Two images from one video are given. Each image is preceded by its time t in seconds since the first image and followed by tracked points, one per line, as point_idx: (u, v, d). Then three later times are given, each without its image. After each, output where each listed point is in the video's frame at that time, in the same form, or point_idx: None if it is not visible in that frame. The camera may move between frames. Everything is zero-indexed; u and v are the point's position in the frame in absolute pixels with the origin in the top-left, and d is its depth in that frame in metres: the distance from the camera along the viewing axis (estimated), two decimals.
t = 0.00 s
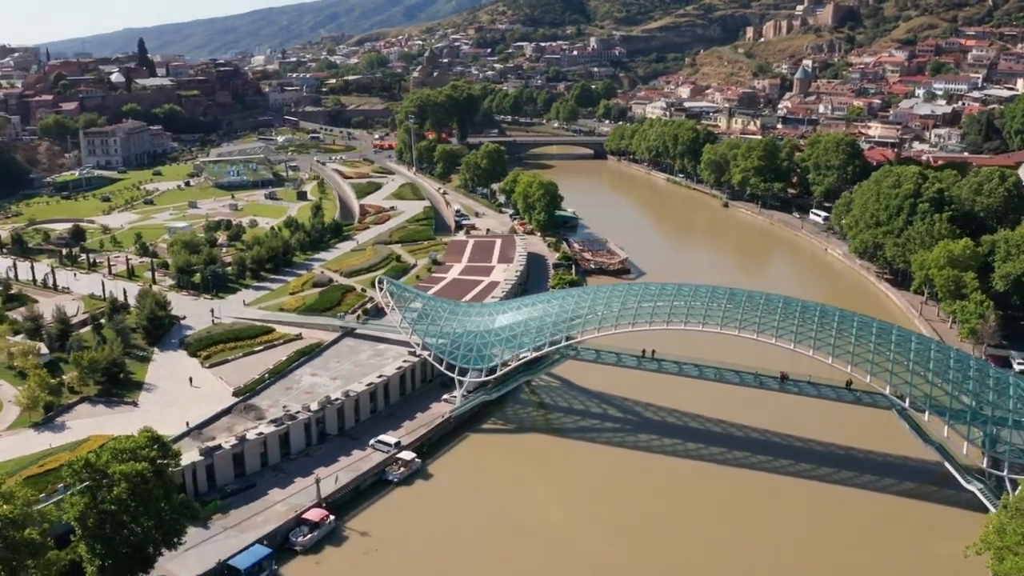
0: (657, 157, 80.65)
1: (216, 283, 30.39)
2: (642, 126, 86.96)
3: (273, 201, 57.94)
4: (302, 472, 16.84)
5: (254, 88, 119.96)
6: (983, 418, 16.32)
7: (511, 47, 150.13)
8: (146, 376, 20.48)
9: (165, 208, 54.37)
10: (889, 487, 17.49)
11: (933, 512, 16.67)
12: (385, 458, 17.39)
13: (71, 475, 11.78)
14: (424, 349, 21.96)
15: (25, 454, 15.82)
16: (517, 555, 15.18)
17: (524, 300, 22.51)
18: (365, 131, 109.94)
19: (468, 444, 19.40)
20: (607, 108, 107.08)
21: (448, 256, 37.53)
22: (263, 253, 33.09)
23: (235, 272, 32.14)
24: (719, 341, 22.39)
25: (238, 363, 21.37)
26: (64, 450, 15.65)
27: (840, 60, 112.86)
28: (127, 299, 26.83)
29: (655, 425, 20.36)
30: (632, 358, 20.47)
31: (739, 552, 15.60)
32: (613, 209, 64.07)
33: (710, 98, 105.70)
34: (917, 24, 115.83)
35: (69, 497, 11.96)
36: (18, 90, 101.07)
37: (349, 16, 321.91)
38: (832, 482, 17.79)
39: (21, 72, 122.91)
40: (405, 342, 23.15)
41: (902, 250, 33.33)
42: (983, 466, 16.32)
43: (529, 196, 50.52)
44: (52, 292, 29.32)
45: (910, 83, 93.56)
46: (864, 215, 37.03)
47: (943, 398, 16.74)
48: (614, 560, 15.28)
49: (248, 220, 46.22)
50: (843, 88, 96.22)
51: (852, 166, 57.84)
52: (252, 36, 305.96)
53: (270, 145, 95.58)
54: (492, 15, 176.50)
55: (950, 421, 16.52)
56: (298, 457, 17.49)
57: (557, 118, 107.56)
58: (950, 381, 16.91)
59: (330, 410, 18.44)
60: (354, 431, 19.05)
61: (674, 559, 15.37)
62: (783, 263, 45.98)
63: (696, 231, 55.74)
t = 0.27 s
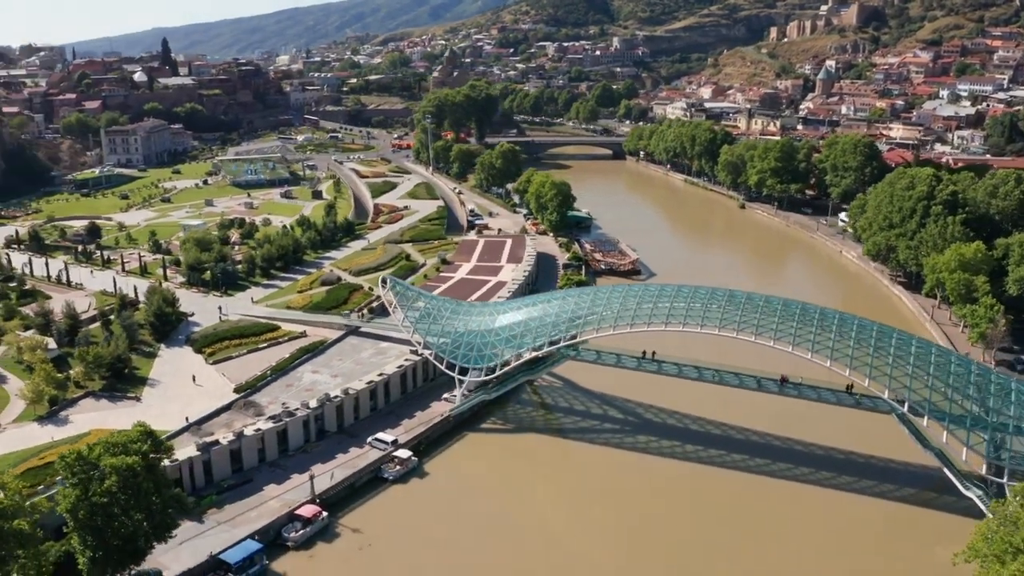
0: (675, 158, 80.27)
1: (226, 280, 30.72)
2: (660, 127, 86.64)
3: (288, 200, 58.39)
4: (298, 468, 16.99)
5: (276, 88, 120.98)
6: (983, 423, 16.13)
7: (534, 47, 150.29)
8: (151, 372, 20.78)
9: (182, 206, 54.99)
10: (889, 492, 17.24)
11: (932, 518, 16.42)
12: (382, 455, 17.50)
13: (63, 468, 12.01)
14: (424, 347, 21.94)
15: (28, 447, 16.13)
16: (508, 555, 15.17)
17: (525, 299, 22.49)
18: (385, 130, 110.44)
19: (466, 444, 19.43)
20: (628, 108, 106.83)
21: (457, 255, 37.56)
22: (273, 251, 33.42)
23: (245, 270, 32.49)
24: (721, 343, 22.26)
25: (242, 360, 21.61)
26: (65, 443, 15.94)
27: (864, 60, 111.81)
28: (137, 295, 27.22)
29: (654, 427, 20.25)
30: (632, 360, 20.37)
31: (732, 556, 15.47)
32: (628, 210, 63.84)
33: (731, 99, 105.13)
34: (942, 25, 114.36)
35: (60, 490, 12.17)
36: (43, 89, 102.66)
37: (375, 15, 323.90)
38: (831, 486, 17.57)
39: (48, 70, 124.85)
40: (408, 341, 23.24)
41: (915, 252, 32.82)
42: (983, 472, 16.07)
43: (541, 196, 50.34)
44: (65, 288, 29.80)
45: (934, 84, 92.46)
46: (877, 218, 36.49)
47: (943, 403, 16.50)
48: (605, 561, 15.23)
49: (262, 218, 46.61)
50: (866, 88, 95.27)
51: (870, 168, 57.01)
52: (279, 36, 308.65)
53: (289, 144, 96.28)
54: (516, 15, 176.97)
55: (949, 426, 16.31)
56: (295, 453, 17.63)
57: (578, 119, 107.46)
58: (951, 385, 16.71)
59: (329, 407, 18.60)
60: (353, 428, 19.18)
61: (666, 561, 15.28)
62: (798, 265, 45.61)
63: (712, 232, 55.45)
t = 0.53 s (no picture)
0: (693, 159, 79.88)
1: (236, 278, 31.07)
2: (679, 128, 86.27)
3: (304, 199, 58.87)
4: (296, 465, 17.15)
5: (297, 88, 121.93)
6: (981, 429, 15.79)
7: (556, 48, 150.33)
8: (156, 368, 21.09)
9: (199, 205, 55.63)
10: (887, 499, 17.05)
11: (930, 526, 16.18)
12: (378, 454, 17.60)
13: (56, 462, 12.26)
14: (425, 347, 21.98)
15: (32, 441, 16.45)
16: (496, 556, 15.13)
17: (526, 300, 22.47)
18: (404, 130, 110.95)
19: (463, 445, 19.46)
20: (649, 109, 106.50)
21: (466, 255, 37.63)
22: (283, 250, 33.76)
23: (255, 268, 32.82)
24: (724, 347, 22.12)
25: (246, 357, 21.87)
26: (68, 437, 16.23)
27: (888, 61, 110.60)
28: (147, 292, 27.62)
29: (653, 429, 20.17)
30: (632, 362, 20.31)
31: (724, 558, 15.40)
32: (642, 211, 63.53)
33: (753, 100, 104.49)
34: (969, 25, 112.81)
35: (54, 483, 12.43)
36: (68, 89, 104.27)
37: (400, 15, 325.22)
38: (828, 491, 17.42)
39: (74, 70, 126.78)
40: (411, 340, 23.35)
41: (927, 257, 32.46)
42: (981, 480, 15.77)
43: (554, 197, 50.25)
44: (79, 285, 30.30)
45: (960, 86, 91.23)
46: (890, 222, 36.11)
47: (941, 407, 16.16)
48: (594, 561, 15.18)
49: (276, 217, 47.06)
50: (890, 90, 94.28)
51: (888, 171, 56.15)
52: (305, 36, 311.21)
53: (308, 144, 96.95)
54: (539, 15, 177.03)
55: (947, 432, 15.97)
56: (294, 450, 17.80)
57: (598, 119, 107.27)
58: (950, 390, 16.40)
59: (328, 405, 18.76)
60: (352, 426, 19.32)
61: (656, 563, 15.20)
62: (814, 268, 45.20)
63: (728, 234, 55.13)
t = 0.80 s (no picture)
0: (711, 160, 79.39)
1: (245, 277, 31.41)
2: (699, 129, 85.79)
3: (320, 198, 59.31)
4: (293, 462, 17.32)
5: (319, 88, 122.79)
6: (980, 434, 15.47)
7: (580, 48, 150.24)
8: (161, 365, 21.39)
9: (216, 203, 56.20)
10: (885, 505, 16.78)
11: (928, 534, 15.88)
12: (375, 452, 17.72)
13: (52, 456, 12.48)
14: (426, 347, 22.05)
15: (36, 435, 16.77)
16: (485, 557, 15.07)
17: (527, 301, 22.44)
18: (424, 130, 111.33)
19: (461, 446, 19.45)
20: (670, 110, 106.06)
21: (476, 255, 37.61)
22: (294, 249, 34.10)
23: (266, 267, 33.14)
24: (727, 350, 21.87)
25: (250, 355, 22.11)
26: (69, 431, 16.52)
27: (913, 62, 109.30)
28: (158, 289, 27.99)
29: (652, 431, 20.03)
30: (631, 363, 20.20)
31: (720, 560, 15.30)
32: (658, 212, 63.17)
33: (776, 101, 103.67)
34: (997, 26, 111.10)
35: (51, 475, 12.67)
36: (92, 88, 105.76)
37: (426, 15, 326.49)
38: (826, 497, 17.17)
39: (100, 69, 128.50)
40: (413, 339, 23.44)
41: (939, 260, 32.04)
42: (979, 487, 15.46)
43: (567, 198, 50.03)
44: (92, 282, 30.79)
45: (986, 88, 89.92)
46: (903, 225, 35.67)
47: (939, 413, 15.85)
48: (583, 561, 15.14)
49: (290, 216, 47.44)
50: (914, 91, 93.18)
51: (905, 174, 55.14)
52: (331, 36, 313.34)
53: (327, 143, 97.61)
54: (562, 15, 177.07)
55: (947, 438, 15.62)
56: (292, 448, 17.98)
57: (618, 120, 107.03)
58: (949, 394, 16.06)
59: (327, 403, 18.90)
60: (351, 424, 19.45)
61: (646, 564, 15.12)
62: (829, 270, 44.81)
63: (744, 236, 54.78)
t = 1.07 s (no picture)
0: (730, 161, 78.89)
1: (255, 275, 31.72)
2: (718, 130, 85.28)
3: (335, 197, 59.68)
4: (291, 459, 17.50)
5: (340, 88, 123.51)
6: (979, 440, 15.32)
7: (603, 48, 149.98)
8: (166, 361, 21.69)
9: (232, 202, 56.75)
10: (883, 511, 16.59)
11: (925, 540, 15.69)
12: (373, 450, 17.85)
13: (48, 449, 12.73)
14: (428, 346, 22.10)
15: (39, 428, 17.09)
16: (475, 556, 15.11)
17: (528, 301, 22.42)
18: (443, 130, 111.61)
19: (459, 445, 19.50)
20: (691, 110, 105.49)
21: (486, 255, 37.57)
22: (304, 247, 34.44)
23: (275, 265, 33.44)
24: (729, 353, 21.76)
25: (254, 352, 22.36)
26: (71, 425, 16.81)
27: (939, 63, 107.91)
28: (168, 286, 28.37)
29: (650, 433, 19.96)
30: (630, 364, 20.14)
31: (720, 560, 15.29)
32: (673, 213, 62.81)
33: (798, 102, 102.76)
34: None
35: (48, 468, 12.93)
36: (116, 87, 107.21)
37: (452, 15, 327.38)
38: (822, 501, 16.99)
39: (124, 68, 130.15)
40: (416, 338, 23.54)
41: (951, 264, 31.65)
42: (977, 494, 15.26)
43: (579, 198, 49.75)
44: (105, 279, 31.25)
45: (1013, 89, 88.56)
46: (916, 228, 35.30)
47: (937, 418, 15.69)
48: (575, 561, 15.15)
49: (304, 214, 47.77)
50: (939, 93, 92.04)
51: (924, 176, 54.26)
52: (357, 35, 315.23)
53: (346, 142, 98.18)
54: (586, 15, 176.85)
55: (944, 443, 15.49)
56: (291, 444, 18.16)
57: (639, 120, 106.71)
58: (947, 400, 15.91)
59: (327, 401, 19.06)
60: (351, 422, 19.59)
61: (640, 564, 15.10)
62: (844, 273, 44.44)
63: (759, 237, 54.42)
